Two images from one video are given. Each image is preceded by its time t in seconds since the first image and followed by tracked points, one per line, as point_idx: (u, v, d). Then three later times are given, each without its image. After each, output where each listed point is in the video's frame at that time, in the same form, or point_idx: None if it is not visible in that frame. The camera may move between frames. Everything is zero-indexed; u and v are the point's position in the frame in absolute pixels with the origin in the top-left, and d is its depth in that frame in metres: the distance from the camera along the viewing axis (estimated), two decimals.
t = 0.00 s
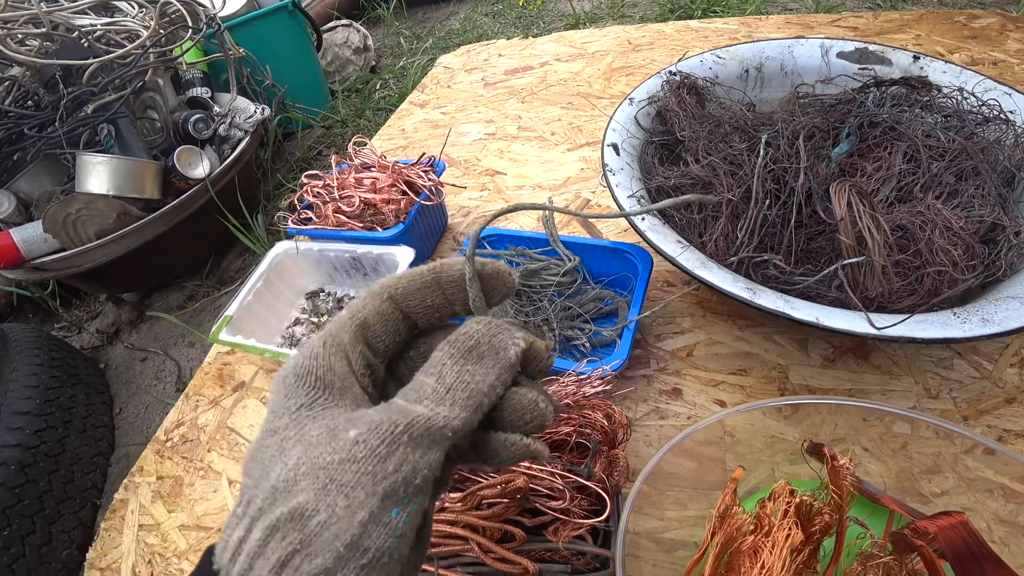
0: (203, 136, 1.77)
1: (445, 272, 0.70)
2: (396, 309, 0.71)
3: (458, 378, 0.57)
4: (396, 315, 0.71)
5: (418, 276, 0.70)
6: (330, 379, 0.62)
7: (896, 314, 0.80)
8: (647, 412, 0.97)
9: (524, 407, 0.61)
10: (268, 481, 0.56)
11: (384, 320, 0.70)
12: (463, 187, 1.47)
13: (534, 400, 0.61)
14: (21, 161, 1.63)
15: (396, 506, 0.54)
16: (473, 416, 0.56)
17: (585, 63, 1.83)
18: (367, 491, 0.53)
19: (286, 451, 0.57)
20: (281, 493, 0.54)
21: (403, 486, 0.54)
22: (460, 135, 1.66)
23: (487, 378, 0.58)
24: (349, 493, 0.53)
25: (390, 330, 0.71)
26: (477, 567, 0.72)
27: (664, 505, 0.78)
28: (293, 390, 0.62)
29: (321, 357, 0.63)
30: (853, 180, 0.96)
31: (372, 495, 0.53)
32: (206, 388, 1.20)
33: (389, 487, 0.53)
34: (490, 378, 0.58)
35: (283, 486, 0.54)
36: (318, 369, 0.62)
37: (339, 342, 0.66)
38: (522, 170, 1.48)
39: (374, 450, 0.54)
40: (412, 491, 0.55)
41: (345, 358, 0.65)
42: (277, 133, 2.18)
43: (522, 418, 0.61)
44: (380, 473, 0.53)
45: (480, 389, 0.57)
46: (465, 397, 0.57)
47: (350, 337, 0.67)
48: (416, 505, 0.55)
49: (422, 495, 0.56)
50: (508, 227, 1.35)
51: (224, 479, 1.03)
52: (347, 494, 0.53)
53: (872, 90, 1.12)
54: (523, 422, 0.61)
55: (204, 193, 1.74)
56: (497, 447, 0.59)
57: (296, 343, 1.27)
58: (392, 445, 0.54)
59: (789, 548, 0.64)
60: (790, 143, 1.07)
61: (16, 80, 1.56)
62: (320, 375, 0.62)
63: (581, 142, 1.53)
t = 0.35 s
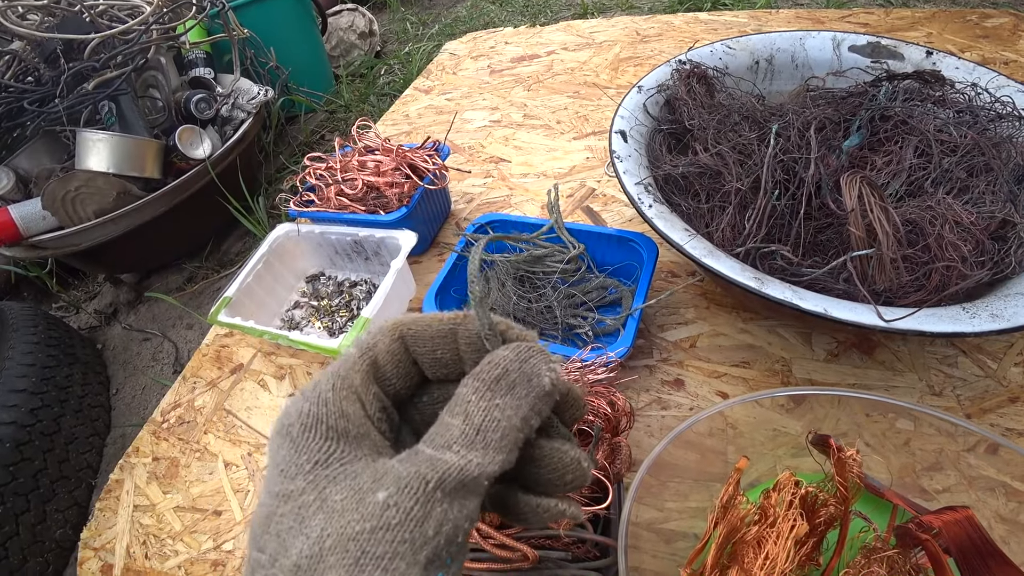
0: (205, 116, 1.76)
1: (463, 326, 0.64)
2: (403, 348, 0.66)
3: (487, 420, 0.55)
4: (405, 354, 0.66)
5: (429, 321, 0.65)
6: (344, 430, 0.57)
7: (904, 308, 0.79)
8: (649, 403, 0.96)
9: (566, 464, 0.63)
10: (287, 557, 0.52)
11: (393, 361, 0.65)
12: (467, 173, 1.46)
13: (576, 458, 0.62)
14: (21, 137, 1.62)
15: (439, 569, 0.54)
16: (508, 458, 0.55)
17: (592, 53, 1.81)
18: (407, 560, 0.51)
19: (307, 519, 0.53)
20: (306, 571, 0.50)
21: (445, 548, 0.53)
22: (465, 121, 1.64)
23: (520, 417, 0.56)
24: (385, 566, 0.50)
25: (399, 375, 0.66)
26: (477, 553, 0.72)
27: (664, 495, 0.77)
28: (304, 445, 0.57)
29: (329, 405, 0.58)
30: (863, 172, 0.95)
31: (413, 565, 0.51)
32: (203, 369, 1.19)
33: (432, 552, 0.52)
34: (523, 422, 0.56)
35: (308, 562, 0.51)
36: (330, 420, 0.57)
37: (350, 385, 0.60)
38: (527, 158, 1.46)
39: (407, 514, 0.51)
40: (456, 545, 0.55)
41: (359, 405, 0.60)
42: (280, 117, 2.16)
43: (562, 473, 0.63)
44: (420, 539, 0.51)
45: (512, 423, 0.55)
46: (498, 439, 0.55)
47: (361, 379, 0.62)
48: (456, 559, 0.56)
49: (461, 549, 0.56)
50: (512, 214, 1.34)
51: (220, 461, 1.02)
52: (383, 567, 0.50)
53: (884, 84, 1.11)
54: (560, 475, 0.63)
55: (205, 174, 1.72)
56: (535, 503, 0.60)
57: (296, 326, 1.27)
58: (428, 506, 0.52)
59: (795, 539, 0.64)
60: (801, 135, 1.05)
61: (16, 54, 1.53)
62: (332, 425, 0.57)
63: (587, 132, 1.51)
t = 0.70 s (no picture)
0: (208, 106, 1.75)
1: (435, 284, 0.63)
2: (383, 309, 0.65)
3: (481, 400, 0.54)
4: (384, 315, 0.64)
5: (407, 280, 0.64)
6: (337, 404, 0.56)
7: (909, 304, 0.79)
8: (652, 396, 0.96)
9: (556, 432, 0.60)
10: (283, 542, 0.50)
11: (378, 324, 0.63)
12: (472, 165, 1.46)
13: (552, 424, 0.60)
14: (22, 124, 1.61)
15: (440, 554, 0.53)
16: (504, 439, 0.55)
17: (597, 46, 1.81)
18: (410, 545, 0.50)
19: (304, 503, 0.51)
20: (307, 557, 0.48)
21: (445, 534, 0.53)
22: (469, 114, 1.63)
23: (516, 394, 0.57)
24: (388, 552, 0.49)
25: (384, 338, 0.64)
26: (482, 543, 0.73)
27: (667, 488, 0.77)
28: (298, 421, 0.55)
29: (326, 378, 0.56)
30: (870, 168, 0.95)
31: (416, 550, 0.50)
32: (205, 359, 1.19)
33: (434, 537, 0.51)
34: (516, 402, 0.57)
35: (306, 549, 0.49)
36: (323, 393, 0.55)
37: (347, 355, 0.59)
38: (531, 151, 1.46)
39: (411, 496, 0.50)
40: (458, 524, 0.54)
41: (356, 375, 0.59)
42: (282, 107, 2.16)
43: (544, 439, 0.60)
44: (424, 522, 0.50)
45: (508, 403, 0.56)
46: (497, 420, 0.55)
47: (356, 349, 0.60)
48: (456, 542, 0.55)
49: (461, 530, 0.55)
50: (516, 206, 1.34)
51: (223, 451, 1.02)
52: (386, 553, 0.49)
53: (891, 81, 1.11)
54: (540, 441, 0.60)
55: (208, 163, 1.71)
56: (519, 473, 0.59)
57: (299, 316, 1.27)
58: (433, 488, 0.51)
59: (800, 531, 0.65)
60: (808, 130, 1.06)
61: (18, 40, 1.51)
62: (329, 399, 0.55)
63: (591, 125, 1.51)
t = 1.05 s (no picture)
0: (207, 97, 1.74)
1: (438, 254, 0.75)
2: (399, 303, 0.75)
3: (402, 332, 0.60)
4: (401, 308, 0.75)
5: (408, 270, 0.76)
6: (328, 372, 0.66)
7: (914, 300, 0.78)
8: (655, 391, 0.96)
9: (557, 348, 0.61)
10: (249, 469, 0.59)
11: (384, 310, 0.74)
12: (474, 159, 1.45)
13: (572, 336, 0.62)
14: (20, 116, 1.60)
15: (350, 466, 0.52)
16: (417, 354, 0.59)
17: (599, 40, 1.80)
18: (317, 453, 0.53)
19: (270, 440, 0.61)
20: (250, 473, 0.57)
21: (353, 442, 0.53)
22: (470, 108, 1.63)
23: (442, 326, 0.61)
24: (299, 460, 0.53)
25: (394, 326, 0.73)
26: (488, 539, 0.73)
27: (670, 483, 0.77)
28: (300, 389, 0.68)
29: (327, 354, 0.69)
30: (876, 165, 0.95)
31: (320, 457, 0.52)
32: (205, 353, 1.18)
33: (338, 443, 0.53)
34: (440, 332, 0.61)
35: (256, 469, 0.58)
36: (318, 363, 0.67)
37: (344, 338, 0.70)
38: (533, 145, 1.45)
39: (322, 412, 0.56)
40: (378, 432, 0.54)
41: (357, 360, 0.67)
42: (282, 99, 2.14)
43: (543, 355, 0.61)
44: (327, 431, 0.54)
45: (420, 325, 0.61)
46: (406, 338, 0.60)
47: (353, 330, 0.70)
48: (387, 457, 0.53)
49: (394, 445, 0.54)
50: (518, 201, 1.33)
51: (223, 445, 1.02)
52: (297, 461, 0.53)
53: (895, 77, 1.10)
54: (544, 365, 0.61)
55: (208, 156, 1.70)
56: (536, 395, 0.56)
57: (300, 310, 1.27)
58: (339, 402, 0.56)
59: (805, 526, 0.65)
60: (813, 126, 1.05)
61: (16, 30, 1.52)
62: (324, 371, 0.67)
63: (593, 120, 1.50)
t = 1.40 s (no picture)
0: (203, 94, 1.73)
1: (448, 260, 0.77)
2: (422, 325, 0.75)
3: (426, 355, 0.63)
4: (419, 327, 0.75)
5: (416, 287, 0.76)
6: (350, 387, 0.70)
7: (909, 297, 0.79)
8: (652, 387, 0.97)
9: (545, 318, 0.63)
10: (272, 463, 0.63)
11: (403, 331, 0.74)
12: (471, 156, 1.45)
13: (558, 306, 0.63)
14: (14, 112, 1.59)
15: (352, 446, 0.55)
16: (432, 368, 0.61)
17: (596, 36, 1.79)
18: (325, 436, 0.57)
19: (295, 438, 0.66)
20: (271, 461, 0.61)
21: (357, 426, 0.56)
22: (467, 103, 1.62)
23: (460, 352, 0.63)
24: (309, 442, 0.57)
25: (414, 351, 0.73)
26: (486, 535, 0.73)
27: (667, 478, 0.77)
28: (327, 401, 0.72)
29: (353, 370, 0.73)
30: (872, 161, 0.95)
31: (326, 437, 0.56)
32: (202, 350, 1.18)
33: (343, 426, 0.56)
34: (457, 357, 0.63)
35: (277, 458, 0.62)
36: (342, 380, 0.72)
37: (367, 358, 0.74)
38: (530, 142, 1.45)
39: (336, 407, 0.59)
40: (381, 421, 0.57)
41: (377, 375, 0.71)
42: (278, 95, 2.13)
43: (532, 327, 0.63)
44: (337, 417, 0.58)
45: (442, 347, 0.63)
46: (424, 353, 0.64)
47: (368, 353, 0.72)
48: (387, 442, 0.55)
49: (396, 434, 0.56)
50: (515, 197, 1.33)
51: (221, 442, 1.02)
52: (308, 444, 0.57)
53: (892, 74, 1.10)
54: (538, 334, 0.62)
55: (203, 153, 1.69)
56: (523, 362, 0.57)
57: (297, 307, 1.26)
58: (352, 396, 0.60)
59: (800, 520, 0.66)
60: (809, 122, 1.05)
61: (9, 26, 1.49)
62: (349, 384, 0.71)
63: (590, 116, 1.50)
